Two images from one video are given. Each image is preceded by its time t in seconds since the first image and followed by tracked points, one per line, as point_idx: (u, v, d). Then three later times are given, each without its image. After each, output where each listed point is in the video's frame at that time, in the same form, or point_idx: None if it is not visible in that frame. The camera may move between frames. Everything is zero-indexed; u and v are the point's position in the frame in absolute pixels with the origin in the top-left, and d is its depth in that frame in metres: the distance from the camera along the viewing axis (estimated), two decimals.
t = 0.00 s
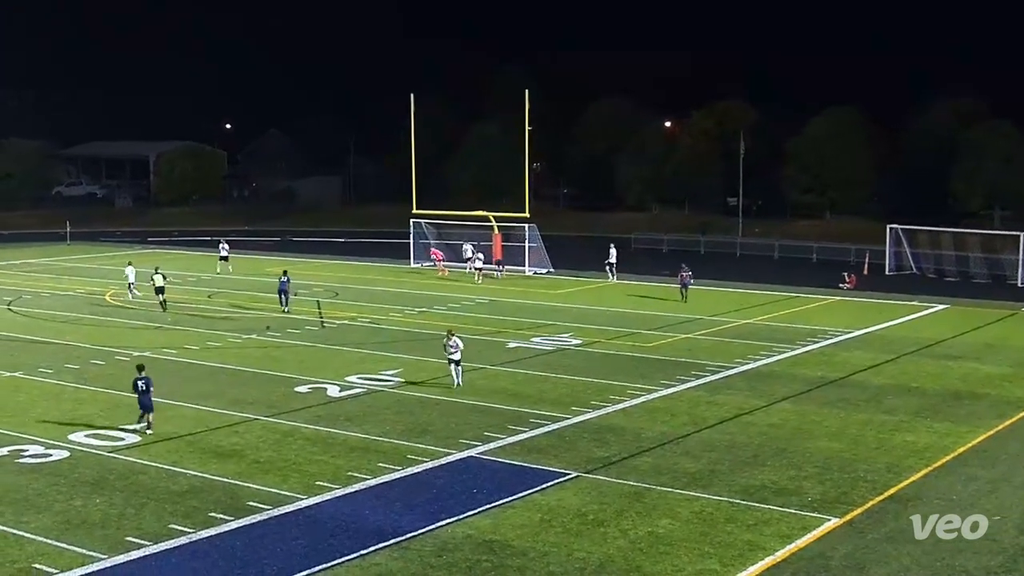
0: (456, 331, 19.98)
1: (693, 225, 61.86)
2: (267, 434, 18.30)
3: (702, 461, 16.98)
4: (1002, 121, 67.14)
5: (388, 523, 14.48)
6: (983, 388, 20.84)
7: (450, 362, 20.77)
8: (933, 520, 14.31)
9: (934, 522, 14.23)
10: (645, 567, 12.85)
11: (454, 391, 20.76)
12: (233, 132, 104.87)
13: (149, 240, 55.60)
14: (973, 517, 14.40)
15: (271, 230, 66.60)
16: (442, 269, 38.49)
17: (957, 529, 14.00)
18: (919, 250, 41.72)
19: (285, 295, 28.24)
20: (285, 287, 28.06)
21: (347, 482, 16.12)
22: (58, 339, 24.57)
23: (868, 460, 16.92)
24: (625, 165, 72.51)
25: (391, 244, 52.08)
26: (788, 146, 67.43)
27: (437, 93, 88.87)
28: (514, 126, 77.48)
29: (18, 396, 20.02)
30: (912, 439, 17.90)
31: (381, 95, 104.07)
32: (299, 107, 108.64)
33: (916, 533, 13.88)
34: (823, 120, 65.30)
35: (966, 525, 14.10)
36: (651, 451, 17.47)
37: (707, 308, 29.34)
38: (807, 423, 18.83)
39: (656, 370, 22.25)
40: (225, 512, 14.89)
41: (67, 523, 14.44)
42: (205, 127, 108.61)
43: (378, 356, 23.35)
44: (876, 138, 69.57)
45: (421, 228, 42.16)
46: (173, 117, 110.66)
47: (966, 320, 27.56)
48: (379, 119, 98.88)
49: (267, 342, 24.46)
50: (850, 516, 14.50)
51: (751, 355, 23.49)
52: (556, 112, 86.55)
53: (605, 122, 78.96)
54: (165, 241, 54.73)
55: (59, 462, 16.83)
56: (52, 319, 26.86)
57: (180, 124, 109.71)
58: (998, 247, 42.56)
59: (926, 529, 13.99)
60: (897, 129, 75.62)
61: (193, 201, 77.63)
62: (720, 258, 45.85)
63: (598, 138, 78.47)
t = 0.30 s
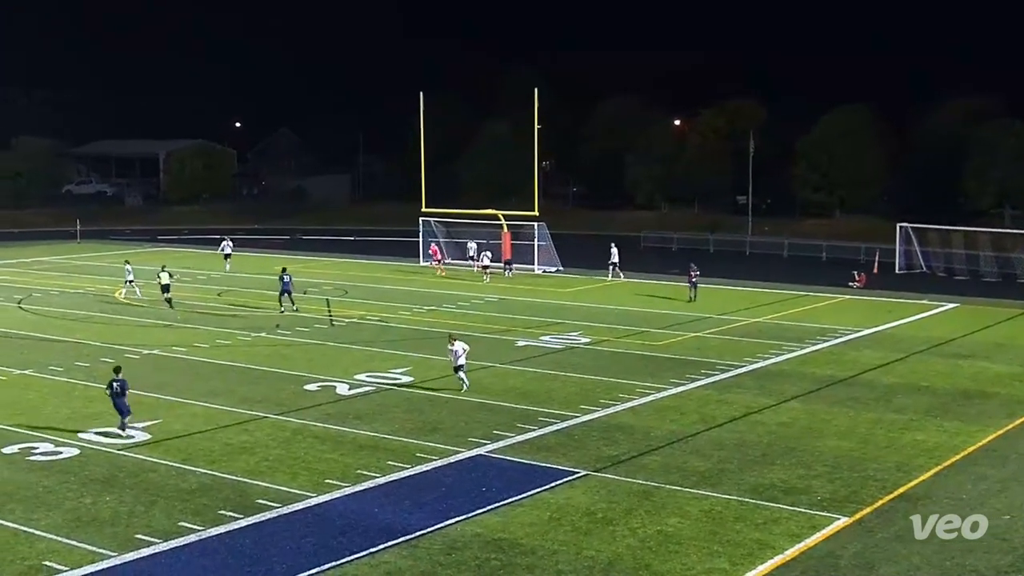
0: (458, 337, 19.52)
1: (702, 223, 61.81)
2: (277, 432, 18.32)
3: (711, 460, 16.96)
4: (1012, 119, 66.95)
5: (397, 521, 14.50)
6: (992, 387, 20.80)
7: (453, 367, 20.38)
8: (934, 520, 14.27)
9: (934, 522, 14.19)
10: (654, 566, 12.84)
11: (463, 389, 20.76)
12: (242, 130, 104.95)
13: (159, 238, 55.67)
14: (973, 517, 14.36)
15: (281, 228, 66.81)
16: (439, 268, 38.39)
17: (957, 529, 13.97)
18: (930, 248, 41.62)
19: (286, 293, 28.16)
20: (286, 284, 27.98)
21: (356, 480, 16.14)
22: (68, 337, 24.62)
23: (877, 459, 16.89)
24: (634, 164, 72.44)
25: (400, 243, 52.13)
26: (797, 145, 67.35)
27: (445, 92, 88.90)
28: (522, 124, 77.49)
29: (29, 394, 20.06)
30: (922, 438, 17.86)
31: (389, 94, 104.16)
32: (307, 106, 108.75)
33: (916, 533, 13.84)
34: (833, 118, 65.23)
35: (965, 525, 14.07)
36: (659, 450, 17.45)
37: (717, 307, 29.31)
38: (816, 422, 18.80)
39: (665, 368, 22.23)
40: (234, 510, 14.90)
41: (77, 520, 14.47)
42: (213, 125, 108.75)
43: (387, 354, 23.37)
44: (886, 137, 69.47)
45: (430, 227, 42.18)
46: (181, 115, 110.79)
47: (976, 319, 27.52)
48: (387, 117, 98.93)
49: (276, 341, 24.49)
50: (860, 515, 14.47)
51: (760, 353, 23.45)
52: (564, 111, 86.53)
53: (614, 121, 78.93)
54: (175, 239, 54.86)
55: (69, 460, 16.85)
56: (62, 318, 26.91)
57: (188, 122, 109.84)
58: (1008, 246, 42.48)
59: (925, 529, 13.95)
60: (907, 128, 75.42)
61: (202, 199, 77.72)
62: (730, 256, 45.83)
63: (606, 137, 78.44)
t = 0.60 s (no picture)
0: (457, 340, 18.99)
1: (712, 222, 61.72)
2: (287, 430, 18.34)
3: (722, 459, 16.94)
4: None
5: (407, 519, 14.52)
6: (1004, 386, 20.72)
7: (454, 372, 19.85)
8: (933, 520, 14.22)
9: (933, 522, 14.14)
10: (664, 565, 12.81)
11: (473, 388, 20.75)
12: (251, 129, 105.10)
13: (170, 236, 55.76)
14: (973, 517, 14.31)
15: (290, 227, 66.87)
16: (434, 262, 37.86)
17: (957, 529, 13.92)
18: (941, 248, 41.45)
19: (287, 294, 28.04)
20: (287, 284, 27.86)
21: (366, 479, 16.15)
22: (79, 335, 24.68)
23: (888, 458, 16.84)
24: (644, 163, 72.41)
25: (410, 241, 52.21)
26: (808, 144, 67.28)
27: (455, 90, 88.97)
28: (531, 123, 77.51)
29: (39, 392, 20.11)
30: (933, 437, 17.82)
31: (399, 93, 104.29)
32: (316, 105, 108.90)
33: (915, 533, 13.79)
34: (844, 117, 65.17)
35: (965, 525, 14.02)
36: (670, 449, 17.43)
37: (727, 306, 29.27)
38: (827, 421, 18.75)
39: (675, 368, 22.19)
40: (245, 508, 14.93)
41: (87, 518, 14.51)
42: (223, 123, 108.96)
43: (397, 352, 23.39)
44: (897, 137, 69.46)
45: (440, 226, 42.11)
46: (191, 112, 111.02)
47: (988, 318, 27.42)
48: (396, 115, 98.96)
49: (286, 339, 24.52)
50: (870, 515, 14.44)
51: (770, 353, 23.39)
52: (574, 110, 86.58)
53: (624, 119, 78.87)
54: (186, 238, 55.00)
55: (81, 458, 16.90)
56: (73, 316, 26.97)
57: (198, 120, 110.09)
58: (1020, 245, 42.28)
59: (925, 529, 13.89)
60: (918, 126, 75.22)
61: (213, 197, 77.85)
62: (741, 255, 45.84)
63: (616, 135, 78.39)
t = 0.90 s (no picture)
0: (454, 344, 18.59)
1: (724, 221, 61.62)
2: (298, 430, 18.36)
3: (733, 458, 16.92)
4: None
5: (419, 518, 14.53)
6: (1017, 387, 20.65)
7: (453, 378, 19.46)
8: (933, 520, 14.20)
9: (933, 522, 14.12)
10: (675, 565, 12.80)
11: (485, 388, 20.75)
12: (262, 128, 105.24)
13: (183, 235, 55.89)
14: (973, 517, 14.30)
15: (301, 226, 66.92)
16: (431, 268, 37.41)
17: (957, 529, 13.91)
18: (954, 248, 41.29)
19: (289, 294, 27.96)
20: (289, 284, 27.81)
21: (378, 478, 16.17)
22: (91, 334, 24.73)
23: (900, 458, 16.80)
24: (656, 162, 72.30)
25: (421, 240, 52.25)
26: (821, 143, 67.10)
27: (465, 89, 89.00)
28: (541, 122, 77.51)
29: (51, 391, 20.15)
30: (945, 438, 17.77)
31: (409, 92, 104.37)
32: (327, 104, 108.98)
33: (915, 533, 13.78)
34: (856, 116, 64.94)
35: (965, 525, 14.01)
36: (682, 448, 17.40)
37: (739, 305, 29.23)
38: (838, 421, 18.71)
39: (686, 367, 22.15)
40: (257, 507, 14.95)
41: (100, 517, 14.54)
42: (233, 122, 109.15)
43: (408, 352, 23.41)
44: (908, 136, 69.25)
45: (451, 225, 42.09)
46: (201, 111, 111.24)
47: (1001, 318, 27.32)
48: (406, 114, 99.00)
49: (298, 338, 24.55)
50: (882, 515, 14.41)
51: (782, 352, 23.34)
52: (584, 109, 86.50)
53: (635, 118, 78.78)
54: (198, 237, 55.18)
55: (92, 457, 16.93)
56: (86, 315, 27.02)
57: (209, 118, 110.28)
58: None
59: (925, 529, 13.88)
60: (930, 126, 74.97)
61: (225, 196, 77.94)
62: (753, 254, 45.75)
63: (628, 134, 78.29)
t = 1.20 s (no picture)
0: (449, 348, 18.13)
1: (737, 221, 61.50)
2: (310, 429, 18.39)
3: (745, 459, 16.89)
4: None
5: (431, 518, 14.53)
6: None
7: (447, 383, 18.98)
8: (933, 520, 14.20)
9: (933, 522, 14.12)
10: (686, 565, 12.80)
11: (496, 388, 20.75)
12: (275, 128, 105.50)
13: (195, 235, 55.97)
14: (973, 517, 14.29)
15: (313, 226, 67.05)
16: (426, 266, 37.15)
17: (957, 529, 13.90)
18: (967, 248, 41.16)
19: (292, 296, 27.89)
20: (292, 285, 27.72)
21: (389, 477, 16.19)
22: (104, 333, 24.79)
23: (912, 459, 16.76)
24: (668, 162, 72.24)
25: (432, 241, 52.30)
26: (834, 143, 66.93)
27: (475, 89, 89.02)
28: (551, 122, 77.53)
29: (65, 390, 20.22)
30: (958, 438, 17.71)
31: (419, 92, 104.52)
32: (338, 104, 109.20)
33: (916, 532, 13.78)
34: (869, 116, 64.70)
35: (965, 525, 14.01)
36: (694, 449, 17.38)
37: (751, 306, 29.18)
38: (851, 422, 18.67)
39: (698, 367, 22.12)
40: (268, 506, 14.98)
41: (112, 516, 14.57)
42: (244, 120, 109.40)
43: (420, 352, 23.43)
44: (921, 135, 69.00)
45: (463, 225, 42.15)
46: (212, 110, 111.53)
47: (1014, 318, 27.25)
48: (417, 113, 99.11)
49: (310, 338, 24.58)
50: (894, 515, 14.38)
51: (795, 353, 23.30)
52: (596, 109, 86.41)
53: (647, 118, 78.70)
54: (210, 236, 55.37)
55: (105, 456, 16.97)
56: (99, 315, 27.08)
57: (220, 117, 110.57)
58: None
59: (925, 528, 13.88)
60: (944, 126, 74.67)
61: (238, 196, 78.12)
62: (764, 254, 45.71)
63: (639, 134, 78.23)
